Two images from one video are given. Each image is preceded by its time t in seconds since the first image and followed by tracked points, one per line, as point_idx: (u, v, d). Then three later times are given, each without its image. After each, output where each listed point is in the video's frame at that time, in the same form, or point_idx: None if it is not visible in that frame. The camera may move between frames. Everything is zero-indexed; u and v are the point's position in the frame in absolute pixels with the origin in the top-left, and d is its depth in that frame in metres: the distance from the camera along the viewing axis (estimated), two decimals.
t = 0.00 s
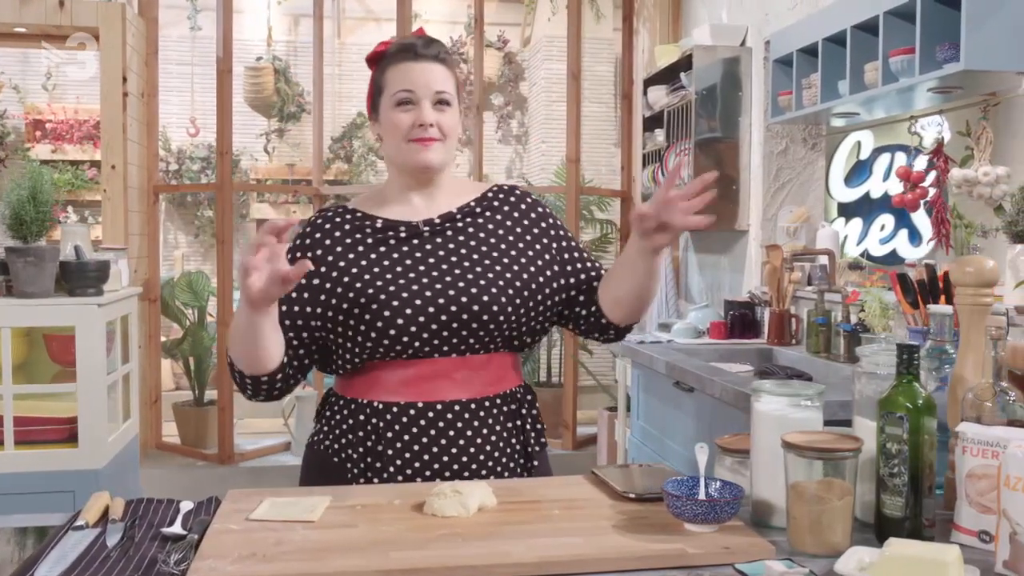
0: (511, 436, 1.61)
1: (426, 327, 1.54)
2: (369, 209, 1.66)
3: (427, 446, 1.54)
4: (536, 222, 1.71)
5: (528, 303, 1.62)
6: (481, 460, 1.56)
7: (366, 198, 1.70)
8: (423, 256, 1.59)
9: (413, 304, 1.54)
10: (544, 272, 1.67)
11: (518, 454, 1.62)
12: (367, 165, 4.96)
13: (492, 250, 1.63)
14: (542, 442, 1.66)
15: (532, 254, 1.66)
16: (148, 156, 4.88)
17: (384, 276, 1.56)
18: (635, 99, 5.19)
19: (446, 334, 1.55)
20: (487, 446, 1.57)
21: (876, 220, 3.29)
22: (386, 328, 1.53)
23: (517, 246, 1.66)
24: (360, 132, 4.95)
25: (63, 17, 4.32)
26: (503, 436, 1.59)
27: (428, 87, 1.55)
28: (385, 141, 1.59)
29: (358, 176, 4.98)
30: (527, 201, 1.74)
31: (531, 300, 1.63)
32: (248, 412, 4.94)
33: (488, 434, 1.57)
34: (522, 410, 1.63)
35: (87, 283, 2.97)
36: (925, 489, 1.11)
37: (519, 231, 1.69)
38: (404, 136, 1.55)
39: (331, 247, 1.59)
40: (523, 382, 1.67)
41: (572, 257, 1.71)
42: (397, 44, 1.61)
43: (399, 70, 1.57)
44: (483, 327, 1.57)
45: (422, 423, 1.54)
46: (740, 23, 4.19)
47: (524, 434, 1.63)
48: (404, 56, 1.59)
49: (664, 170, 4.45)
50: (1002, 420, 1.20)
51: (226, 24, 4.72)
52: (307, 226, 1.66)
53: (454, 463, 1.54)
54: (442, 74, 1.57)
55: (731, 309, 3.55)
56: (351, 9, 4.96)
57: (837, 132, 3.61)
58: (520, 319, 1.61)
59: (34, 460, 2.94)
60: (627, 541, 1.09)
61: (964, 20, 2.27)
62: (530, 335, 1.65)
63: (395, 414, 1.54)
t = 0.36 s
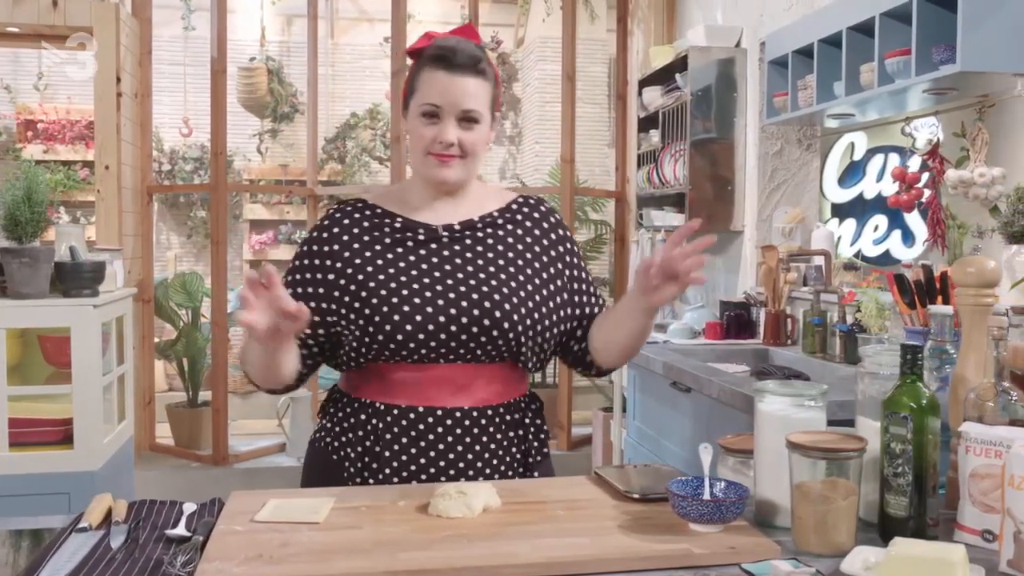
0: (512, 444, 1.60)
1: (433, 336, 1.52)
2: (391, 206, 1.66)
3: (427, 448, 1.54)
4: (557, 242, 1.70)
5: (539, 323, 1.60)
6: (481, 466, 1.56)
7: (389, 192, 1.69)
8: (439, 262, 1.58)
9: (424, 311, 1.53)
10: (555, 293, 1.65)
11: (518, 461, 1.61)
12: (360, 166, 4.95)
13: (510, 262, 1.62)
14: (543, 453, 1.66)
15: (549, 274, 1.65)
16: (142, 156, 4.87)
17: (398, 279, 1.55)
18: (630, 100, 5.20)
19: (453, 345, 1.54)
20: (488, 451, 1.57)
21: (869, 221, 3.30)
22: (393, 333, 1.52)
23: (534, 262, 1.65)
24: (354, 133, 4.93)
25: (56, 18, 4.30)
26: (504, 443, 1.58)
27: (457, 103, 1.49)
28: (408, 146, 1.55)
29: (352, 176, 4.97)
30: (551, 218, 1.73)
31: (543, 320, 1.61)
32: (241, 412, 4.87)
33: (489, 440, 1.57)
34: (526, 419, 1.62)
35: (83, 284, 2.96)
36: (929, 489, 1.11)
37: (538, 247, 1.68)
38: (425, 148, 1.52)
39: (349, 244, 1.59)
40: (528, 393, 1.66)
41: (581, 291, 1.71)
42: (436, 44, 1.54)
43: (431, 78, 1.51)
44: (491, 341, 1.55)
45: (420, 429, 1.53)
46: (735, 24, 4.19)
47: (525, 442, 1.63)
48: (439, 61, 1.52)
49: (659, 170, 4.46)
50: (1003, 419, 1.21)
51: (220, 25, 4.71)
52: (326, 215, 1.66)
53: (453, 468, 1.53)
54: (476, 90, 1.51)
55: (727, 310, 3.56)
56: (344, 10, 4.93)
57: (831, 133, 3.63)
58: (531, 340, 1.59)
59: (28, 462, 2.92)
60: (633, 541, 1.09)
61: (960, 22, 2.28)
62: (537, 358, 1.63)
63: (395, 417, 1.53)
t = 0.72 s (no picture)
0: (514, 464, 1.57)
1: (449, 381, 1.48)
2: (421, 222, 1.57)
3: (428, 466, 1.51)
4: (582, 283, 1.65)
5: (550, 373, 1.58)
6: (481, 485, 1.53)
7: (416, 197, 1.60)
8: (465, 304, 1.52)
9: (444, 354, 1.47)
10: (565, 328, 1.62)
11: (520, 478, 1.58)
12: (353, 166, 4.93)
13: (535, 309, 1.56)
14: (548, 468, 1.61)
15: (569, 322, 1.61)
16: (135, 156, 4.87)
17: (421, 315, 1.50)
18: (624, 99, 5.20)
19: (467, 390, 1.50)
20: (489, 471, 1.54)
21: (862, 221, 3.32)
22: (409, 371, 1.48)
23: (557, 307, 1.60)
24: (348, 132, 4.91)
25: (49, 16, 4.29)
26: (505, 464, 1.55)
27: (493, 122, 1.41)
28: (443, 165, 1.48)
29: (344, 176, 4.95)
30: (581, 256, 1.66)
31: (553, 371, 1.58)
32: (234, 413, 4.85)
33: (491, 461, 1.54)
34: (531, 440, 1.58)
35: (77, 284, 2.95)
36: (932, 488, 1.12)
37: (562, 289, 1.62)
38: (461, 171, 1.44)
39: (375, 268, 1.53)
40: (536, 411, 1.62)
41: (593, 320, 1.70)
42: (472, 57, 1.46)
43: (466, 94, 1.42)
44: (504, 392, 1.51)
45: (423, 451, 1.50)
46: (731, 25, 4.20)
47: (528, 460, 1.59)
48: (474, 75, 1.44)
49: (654, 171, 4.46)
50: (1003, 418, 1.22)
51: (214, 25, 4.69)
52: (352, 220, 1.58)
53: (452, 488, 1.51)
54: (518, 107, 1.43)
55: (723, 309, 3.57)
56: (337, 9, 4.88)
57: (825, 134, 3.64)
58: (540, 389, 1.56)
59: (22, 464, 2.91)
60: (638, 541, 1.09)
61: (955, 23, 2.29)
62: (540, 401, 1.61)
63: (398, 436, 1.51)
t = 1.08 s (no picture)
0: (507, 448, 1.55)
1: (427, 351, 1.48)
2: (381, 214, 1.59)
3: (422, 455, 1.49)
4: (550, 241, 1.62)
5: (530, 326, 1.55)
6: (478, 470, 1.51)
7: (377, 199, 1.62)
8: (431, 276, 1.52)
9: (415, 326, 1.48)
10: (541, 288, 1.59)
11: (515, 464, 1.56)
12: (345, 167, 4.93)
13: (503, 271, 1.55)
14: (538, 454, 1.60)
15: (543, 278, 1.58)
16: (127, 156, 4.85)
17: (390, 294, 1.51)
18: (617, 100, 5.20)
19: (450, 358, 1.49)
20: (485, 456, 1.52)
21: (855, 221, 3.32)
22: (387, 350, 1.48)
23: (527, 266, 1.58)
24: (340, 133, 4.91)
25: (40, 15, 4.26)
26: (499, 449, 1.53)
27: (411, 106, 1.38)
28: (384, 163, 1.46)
29: (337, 177, 4.95)
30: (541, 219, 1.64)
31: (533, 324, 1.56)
32: (227, 413, 4.84)
33: (484, 445, 1.52)
34: (522, 424, 1.56)
35: (71, 284, 2.94)
36: (934, 487, 1.12)
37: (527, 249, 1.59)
38: (400, 161, 1.42)
39: (342, 257, 1.54)
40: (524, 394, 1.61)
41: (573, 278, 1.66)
42: (374, 55, 1.43)
43: (379, 92, 1.40)
44: (484, 353, 1.50)
45: (415, 437, 1.48)
46: (724, 26, 4.21)
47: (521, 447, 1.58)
48: (378, 71, 1.41)
49: (647, 172, 4.47)
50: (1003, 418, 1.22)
51: (207, 24, 4.68)
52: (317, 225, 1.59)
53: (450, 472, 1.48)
54: (429, 85, 1.40)
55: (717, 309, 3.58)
56: (329, 9, 4.88)
57: (818, 135, 3.65)
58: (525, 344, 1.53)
59: (15, 466, 2.89)
60: (642, 541, 1.09)
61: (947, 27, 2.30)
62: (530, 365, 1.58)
63: (390, 423, 1.49)
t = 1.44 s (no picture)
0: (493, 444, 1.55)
1: (404, 349, 1.48)
2: (349, 220, 1.57)
3: (406, 455, 1.49)
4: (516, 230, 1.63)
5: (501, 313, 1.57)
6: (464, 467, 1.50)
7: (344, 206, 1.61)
8: (402, 276, 1.52)
9: (390, 325, 1.48)
10: (510, 278, 1.60)
11: (501, 461, 1.56)
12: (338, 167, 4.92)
13: (470, 264, 1.56)
14: (526, 449, 1.60)
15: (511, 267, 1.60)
16: (118, 156, 4.82)
17: (364, 296, 1.50)
18: (609, 100, 5.20)
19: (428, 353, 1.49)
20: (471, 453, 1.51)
21: (846, 221, 3.34)
22: (366, 351, 1.47)
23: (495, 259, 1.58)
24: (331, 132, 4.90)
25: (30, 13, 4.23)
26: (484, 446, 1.53)
27: (356, 146, 1.39)
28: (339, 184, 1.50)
29: (328, 176, 4.93)
30: (511, 212, 1.63)
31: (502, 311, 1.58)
32: (219, 414, 4.81)
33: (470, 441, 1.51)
34: (505, 418, 1.57)
35: (63, 284, 2.92)
36: (934, 486, 1.13)
37: (498, 245, 1.59)
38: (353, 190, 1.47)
39: (313, 263, 1.51)
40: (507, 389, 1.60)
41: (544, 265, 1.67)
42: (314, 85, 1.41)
43: (323, 129, 1.40)
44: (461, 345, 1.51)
45: (400, 436, 1.48)
46: (718, 26, 4.22)
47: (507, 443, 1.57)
48: (320, 106, 1.40)
49: (641, 171, 4.48)
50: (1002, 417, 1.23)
51: (199, 23, 4.66)
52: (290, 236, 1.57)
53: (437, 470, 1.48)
54: (374, 119, 1.39)
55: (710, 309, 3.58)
56: (320, 9, 4.91)
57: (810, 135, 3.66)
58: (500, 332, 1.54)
59: (7, 467, 2.87)
60: (644, 541, 1.09)
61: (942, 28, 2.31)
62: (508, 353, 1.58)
63: (373, 424, 1.48)
